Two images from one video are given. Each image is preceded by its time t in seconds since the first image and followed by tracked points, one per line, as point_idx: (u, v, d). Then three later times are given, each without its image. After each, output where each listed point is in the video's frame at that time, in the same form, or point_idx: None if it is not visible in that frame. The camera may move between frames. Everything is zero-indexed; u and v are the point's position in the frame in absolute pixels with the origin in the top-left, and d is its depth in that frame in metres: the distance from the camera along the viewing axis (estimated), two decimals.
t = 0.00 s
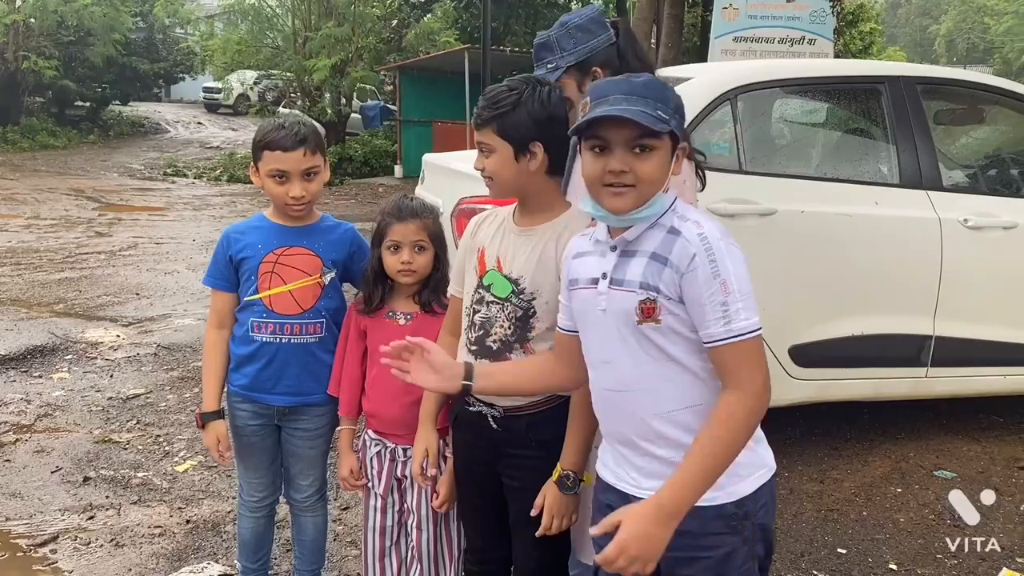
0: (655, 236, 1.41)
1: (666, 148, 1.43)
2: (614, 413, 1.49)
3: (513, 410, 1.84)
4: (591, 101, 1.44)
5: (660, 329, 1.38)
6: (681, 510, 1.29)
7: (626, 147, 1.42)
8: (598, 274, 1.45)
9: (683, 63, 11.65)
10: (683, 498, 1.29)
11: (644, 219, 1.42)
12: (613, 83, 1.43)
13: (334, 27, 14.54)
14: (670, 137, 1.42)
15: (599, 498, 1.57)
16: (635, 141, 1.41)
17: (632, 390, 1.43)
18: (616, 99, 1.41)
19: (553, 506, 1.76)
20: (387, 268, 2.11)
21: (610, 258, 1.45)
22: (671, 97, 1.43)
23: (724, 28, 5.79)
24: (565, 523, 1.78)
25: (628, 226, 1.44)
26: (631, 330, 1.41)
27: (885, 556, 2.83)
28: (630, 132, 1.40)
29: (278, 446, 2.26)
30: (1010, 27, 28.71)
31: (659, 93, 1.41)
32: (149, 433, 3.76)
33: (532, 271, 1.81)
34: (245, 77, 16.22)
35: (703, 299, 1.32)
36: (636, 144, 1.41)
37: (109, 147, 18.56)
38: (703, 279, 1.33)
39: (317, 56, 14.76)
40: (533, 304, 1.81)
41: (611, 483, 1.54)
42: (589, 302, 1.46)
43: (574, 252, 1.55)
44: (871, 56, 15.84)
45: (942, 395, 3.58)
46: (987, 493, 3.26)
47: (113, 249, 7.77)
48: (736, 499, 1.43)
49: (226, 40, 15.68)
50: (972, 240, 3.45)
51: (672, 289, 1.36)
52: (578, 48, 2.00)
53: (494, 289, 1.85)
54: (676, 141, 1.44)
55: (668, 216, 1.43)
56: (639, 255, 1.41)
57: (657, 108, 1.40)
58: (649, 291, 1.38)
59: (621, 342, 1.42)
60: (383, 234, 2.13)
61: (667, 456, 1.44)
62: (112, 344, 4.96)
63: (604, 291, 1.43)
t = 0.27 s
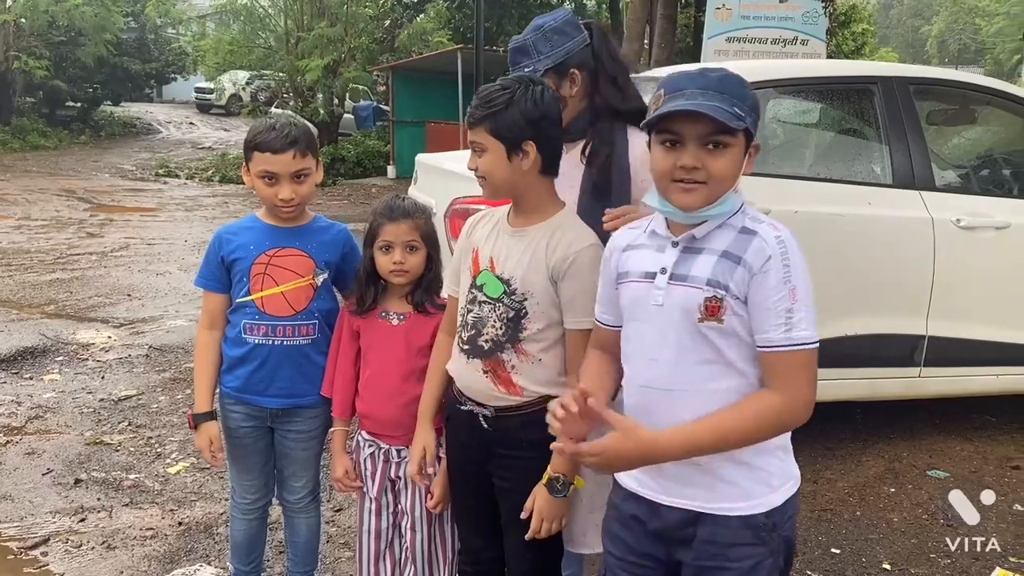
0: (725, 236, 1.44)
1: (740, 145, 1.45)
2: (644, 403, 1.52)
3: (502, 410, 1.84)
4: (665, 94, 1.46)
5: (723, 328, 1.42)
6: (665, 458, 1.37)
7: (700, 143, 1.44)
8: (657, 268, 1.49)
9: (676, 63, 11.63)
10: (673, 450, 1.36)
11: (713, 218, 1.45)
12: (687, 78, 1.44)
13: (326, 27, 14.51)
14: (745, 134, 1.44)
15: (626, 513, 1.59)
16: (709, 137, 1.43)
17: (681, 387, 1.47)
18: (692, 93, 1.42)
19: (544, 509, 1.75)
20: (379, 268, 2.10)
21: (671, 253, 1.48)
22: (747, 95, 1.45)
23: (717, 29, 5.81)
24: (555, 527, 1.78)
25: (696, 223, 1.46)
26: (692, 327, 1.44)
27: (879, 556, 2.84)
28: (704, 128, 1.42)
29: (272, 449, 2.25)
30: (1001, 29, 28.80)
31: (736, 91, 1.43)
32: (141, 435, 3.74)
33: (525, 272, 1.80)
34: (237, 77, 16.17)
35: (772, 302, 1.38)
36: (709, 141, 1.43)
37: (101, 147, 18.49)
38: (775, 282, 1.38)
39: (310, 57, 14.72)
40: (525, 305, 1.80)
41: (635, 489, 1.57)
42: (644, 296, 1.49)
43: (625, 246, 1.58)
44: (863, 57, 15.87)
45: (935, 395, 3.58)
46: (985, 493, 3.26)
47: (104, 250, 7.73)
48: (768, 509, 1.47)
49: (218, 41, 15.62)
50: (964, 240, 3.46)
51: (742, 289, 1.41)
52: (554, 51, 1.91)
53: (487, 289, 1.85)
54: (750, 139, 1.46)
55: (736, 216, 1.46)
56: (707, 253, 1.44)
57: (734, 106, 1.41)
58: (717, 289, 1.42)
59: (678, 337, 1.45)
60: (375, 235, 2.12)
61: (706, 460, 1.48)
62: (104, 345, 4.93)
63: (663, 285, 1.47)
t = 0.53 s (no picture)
0: (781, 248, 1.42)
1: (800, 155, 1.42)
2: (692, 413, 1.51)
3: (495, 408, 1.84)
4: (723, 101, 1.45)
5: (777, 344, 1.41)
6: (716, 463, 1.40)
7: (758, 151, 1.42)
8: (708, 277, 1.48)
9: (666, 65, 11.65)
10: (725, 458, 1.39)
11: (769, 228, 1.43)
12: (745, 85, 1.43)
13: (316, 29, 14.48)
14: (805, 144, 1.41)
15: (664, 525, 1.59)
16: (766, 145, 1.41)
17: (731, 400, 1.46)
18: (750, 100, 1.41)
19: (528, 508, 1.77)
20: (369, 269, 2.10)
21: (723, 263, 1.47)
22: (809, 104, 1.43)
23: (706, 30, 5.83)
24: (539, 524, 1.80)
25: (751, 233, 1.44)
26: (745, 340, 1.42)
27: (870, 556, 2.84)
28: (760, 135, 1.41)
29: (263, 452, 2.24)
30: (990, 30, 28.97)
31: (797, 98, 1.41)
32: (130, 438, 3.72)
33: (517, 273, 1.80)
34: (227, 79, 16.13)
35: (832, 319, 1.36)
36: (767, 149, 1.41)
37: (90, 149, 18.42)
38: (835, 298, 1.36)
39: (300, 58, 14.70)
40: (517, 307, 1.80)
41: (675, 495, 1.57)
42: (694, 305, 1.49)
43: (675, 250, 1.57)
44: (852, 58, 15.92)
45: (926, 395, 3.60)
46: (988, 493, 3.27)
47: (94, 252, 7.70)
48: (809, 521, 1.46)
49: (208, 42, 15.58)
50: (954, 240, 3.47)
51: (798, 304, 1.39)
52: (539, 54, 1.88)
53: (478, 291, 1.84)
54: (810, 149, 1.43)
55: (793, 227, 1.44)
56: (761, 266, 1.43)
57: (795, 113, 1.39)
58: (773, 304, 1.40)
59: (730, 350, 1.44)
60: (365, 236, 2.12)
61: (749, 471, 1.47)
62: (93, 347, 4.90)
63: (713, 296, 1.46)
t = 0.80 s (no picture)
0: (786, 248, 1.41)
1: (808, 155, 1.41)
2: (701, 411, 1.51)
3: (471, 407, 1.83)
4: (733, 98, 1.44)
5: (779, 344, 1.41)
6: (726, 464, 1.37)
7: (766, 149, 1.41)
8: (713, 276, 1.49)
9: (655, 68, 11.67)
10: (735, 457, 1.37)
11: (776, 227, 1.42)
12: (756, 83, 1.42)
13: (305, 31, 14.45)
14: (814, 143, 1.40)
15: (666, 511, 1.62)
16: (774, 145, 1.40)
17: (736, 399, 1.46)
18: (759, 98, 1.40)
19: (521, 507, 1.78)
20: (354, 272, 2.09)
21: (729, 261, 1.48)
22: (819, 102, 1.41)
23: (694, 33, 5.85)
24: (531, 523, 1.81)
25: (756, 232, 1.44)
26: (748, 341, 1.43)
27: (857, 557, 2.85)
28: (768, 135, 1.40)
29: (248, 456, 2.23)
30: (976, 32, 29.16)
31: (807, 98, 1.39)
32: (117, 443, 3.69)
33: (497, 276, 1.80)
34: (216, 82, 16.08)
35: (839, 322, 1.35)
36: (775, 148, 1.41)
37: (78, 153, 18.34)
38: (841, 300, 1.35)
39: (289, 61, 14.66)
40: (497, 310, 1.80)
41: (679, 490, 1.59)
42: (699, 303, 1.50)
43: (685, 247, 1.59)
44: (840, 60, 15.98)
45: (912, 396, 3.61)
46: (986, 494, 3.29)
47: (81, 256, 7.66)
48: (806, 526, 1.45)
49: (196, 45, 15.53)
50: (940, 242, 3.48)
51: (801, 305, 1.38)
52: (539, 52, 1.86)
53: (458, 294, 1.83)
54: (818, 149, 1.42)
55: (800, 227, 1.43)
56: (764, 266, 1.43)
57: (804, 114, 1.38)
58: (774, 304, 1.40)
59: (736, 349, 1.45)
60: (349, 238, 2.11)
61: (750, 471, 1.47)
62: (79, 352, 4.88)
63: (718, 295, 1.46)
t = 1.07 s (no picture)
0: (751, 244, 1.43)
1: (768, 154, 1.43)
2: (671, 405, 1.52)
3: (448, 410, 1.83)
4: (694, 101, 1.46)
5: (746, 338, 1.43)
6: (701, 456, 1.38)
7: (726, 151, 1.43)
8: (681, 274, 1.50)
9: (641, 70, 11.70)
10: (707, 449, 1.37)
11: (739, 225, 1.44)
12: (716, 85, 1.44)
13: (291, 35, 14.40)
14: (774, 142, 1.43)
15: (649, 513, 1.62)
16: (734, 146, 1.42)
17: (705, 393, 1.47)
18: (718, 101, 1.42)
19: (509, 508, 1.78)
20: (337, 275, 2.08)
21: (697, 259, 1.49)
22: (778, 103, 1.43)
23: (679, 35, 5.86)
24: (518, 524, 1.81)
25: (721, 231, 1.46)
26: (715, 335, 1.45)
27: (844, 559, 2.85)
28: (727, 136, 1.42)
29: (231, 462, 2.21)
30: (961, 34, 29.36)
31: (765, 99, 1.41)
32: (101, 450, 3.66)
33: (476, 282, 1.79)
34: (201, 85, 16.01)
35: (803, 315, 1.36)
36: (736, 150, 1.43)
37: (62, 157, 18.21)
38: (804, 293, 1.36)
39: (275, 64, 14.61)
40: (476, 314, 1.80)
41: (655, 488, 1.61)
42: (669, 301, 1.51)
43: (656, 248, 1.60)
44: (826, 62, 16.06)
45: (899, 396, 3.61)
46: (987, 493, 3.30)
47: (65, 261, 7.59)
48: (780, 520, 1.47)
49: (182, 48, 15.45)
50: (924, 243, 3.50)
51: (766, 299, 1.40)
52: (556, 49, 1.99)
53: (437, 299, 1.82)
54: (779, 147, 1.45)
55: (765, 223, 1.45)
56: (730, 262, 1.44)
57: (762, 115, 1.40)
58: (741, 299, 1.42)
59: (704, 344, 1.46)
60: (332, 241, 2.10)
61: (723, 467, 1.50)
62: (63, 359, 4.83)
63: (686, 292, 1.48)
